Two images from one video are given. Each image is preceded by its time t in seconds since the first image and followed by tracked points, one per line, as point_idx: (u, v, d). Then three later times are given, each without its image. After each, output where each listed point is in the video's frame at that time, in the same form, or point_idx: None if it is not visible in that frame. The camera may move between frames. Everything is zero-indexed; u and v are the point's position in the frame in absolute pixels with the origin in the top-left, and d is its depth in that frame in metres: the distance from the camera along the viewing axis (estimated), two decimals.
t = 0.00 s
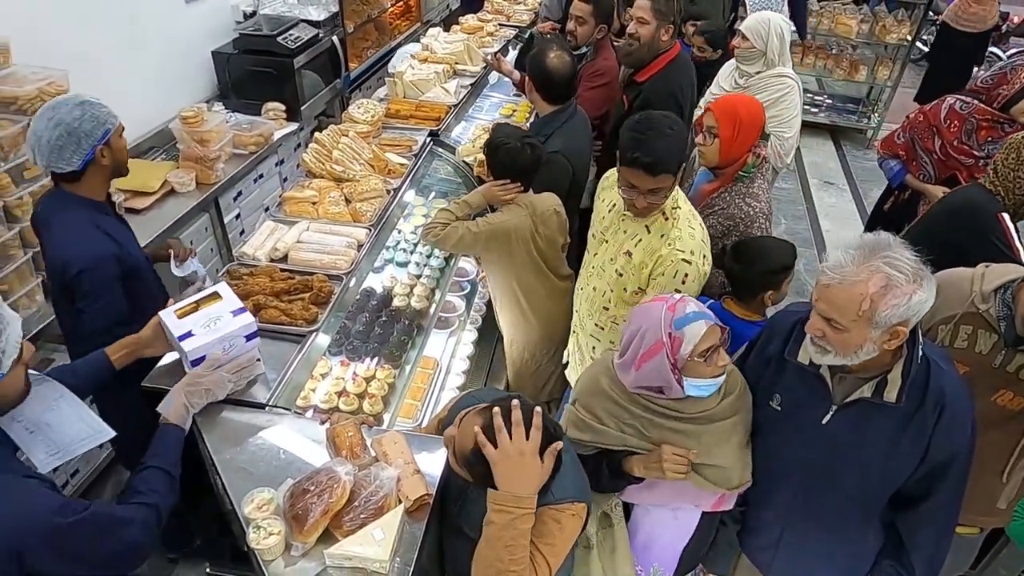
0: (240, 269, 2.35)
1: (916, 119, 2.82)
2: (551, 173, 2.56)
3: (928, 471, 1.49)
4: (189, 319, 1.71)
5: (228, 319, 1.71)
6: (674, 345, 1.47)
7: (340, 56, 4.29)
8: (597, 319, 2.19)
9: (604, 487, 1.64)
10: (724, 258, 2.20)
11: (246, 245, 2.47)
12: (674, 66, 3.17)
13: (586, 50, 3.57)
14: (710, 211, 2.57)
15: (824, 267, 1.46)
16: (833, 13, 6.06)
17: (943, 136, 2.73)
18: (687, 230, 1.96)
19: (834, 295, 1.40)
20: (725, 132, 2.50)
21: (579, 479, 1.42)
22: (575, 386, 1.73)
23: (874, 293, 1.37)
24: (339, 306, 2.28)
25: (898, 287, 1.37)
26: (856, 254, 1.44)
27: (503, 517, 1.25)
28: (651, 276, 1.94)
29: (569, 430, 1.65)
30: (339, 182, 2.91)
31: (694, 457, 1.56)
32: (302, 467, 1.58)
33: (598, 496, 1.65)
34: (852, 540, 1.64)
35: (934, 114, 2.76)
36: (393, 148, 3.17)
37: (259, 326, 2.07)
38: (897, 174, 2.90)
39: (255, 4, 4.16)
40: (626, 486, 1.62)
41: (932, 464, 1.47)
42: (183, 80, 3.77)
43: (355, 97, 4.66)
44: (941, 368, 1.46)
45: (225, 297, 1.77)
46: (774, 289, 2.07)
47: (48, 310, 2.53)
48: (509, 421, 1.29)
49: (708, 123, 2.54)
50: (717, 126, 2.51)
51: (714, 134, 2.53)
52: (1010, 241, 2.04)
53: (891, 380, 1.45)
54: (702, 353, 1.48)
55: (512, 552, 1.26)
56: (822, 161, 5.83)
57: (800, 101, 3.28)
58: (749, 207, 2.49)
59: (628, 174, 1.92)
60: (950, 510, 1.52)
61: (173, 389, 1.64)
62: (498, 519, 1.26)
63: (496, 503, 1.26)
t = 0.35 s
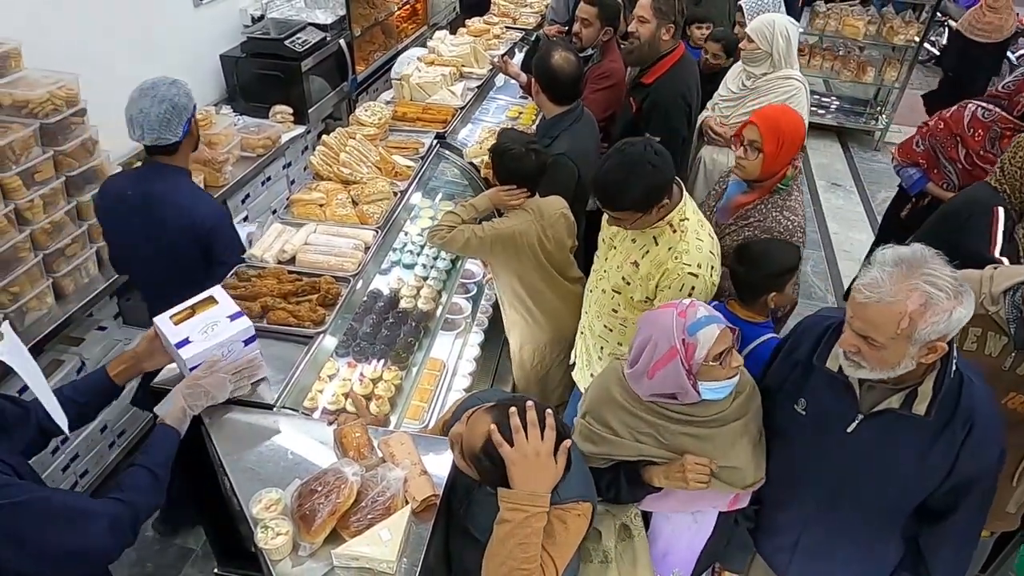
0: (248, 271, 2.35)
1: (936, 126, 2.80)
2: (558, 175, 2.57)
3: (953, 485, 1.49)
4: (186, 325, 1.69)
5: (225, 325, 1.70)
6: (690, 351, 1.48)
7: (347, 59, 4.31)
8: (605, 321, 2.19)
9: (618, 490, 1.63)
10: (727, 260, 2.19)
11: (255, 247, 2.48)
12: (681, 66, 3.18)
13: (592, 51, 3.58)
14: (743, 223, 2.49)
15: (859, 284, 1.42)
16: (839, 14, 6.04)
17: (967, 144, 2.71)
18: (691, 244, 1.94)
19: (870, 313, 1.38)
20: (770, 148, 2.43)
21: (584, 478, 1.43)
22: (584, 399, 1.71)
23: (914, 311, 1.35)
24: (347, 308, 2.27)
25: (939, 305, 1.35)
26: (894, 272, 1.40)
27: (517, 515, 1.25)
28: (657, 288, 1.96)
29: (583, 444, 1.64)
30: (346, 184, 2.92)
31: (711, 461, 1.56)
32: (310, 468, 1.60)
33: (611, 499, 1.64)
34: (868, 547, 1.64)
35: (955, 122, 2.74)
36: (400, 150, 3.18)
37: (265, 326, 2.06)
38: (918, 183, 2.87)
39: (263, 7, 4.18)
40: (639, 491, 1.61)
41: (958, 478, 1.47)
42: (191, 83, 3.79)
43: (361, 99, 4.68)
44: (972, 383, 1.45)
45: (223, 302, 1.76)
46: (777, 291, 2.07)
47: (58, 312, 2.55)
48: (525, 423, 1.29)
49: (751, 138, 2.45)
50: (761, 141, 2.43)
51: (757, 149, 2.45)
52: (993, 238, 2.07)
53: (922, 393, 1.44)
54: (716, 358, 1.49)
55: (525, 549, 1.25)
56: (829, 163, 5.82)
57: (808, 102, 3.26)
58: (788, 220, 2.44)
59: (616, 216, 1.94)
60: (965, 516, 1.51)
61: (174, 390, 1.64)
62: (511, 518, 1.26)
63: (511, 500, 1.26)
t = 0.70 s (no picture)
0: (263, 271, 2.36)
1: (967, 145, 2.58)
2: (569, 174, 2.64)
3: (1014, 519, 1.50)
4: (145, 367, 1.33)
5: (192, 363, 1.34)
6: (720, 365, 1.48)
7: (360, 60, 4.33)
8: (621, 327, 2.20)
9: (648, 500, 1.63)
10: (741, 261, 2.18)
11: (270, 248, 2.49)
12: (695, 68, 3.16)
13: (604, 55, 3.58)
14: (782, 231, 2.41)
15: (924, 311, 1.40)
16: (852, 18, 6.01)
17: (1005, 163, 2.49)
18: (705, 252, 1.92)
19: (932, 343, 1.37)
20: (817, 158, 2.40)
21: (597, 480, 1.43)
22: (605, 410, 1.72)
23: (979, 345, 1.33)
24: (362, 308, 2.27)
25: (1009, 343, 1.31)
26: (961, 300, 1.38)
27: (532, 518, 1.25)
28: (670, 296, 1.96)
29: (607, 458, 1.64)
30: (360, 185, 2.93)
31: (740, 469, 1.58)
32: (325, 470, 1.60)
33: (642, 510, 1.64)
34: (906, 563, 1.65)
35: (989, 140, 2.52)
36: (413, 152, 3.18)
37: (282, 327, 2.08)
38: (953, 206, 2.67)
39: (276, 8, 4.20)
40: (669, 501, 1.62)
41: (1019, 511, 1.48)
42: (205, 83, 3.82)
43: (373, 101, 4.70)
44: None
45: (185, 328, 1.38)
46: (790, 294, 2.06)
47: (73, 311, 2.58)
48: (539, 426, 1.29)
49: (798, 148, 2.41)
50: (809, 151, 2.40)
51: (805, 160, 2.40)
52: (1014, 235, 2.05)
53: (989, 423, 1.41)
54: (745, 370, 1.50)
55: (539, 552, 1.26)
56: (842, 167, 5.79)
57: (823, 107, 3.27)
58: (826, 227, 2.38)
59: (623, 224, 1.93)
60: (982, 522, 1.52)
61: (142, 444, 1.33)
62: (525, 522, 1.26)
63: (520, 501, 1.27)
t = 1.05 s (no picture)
0: (279, 273, 2.39)
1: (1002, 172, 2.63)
2: (584, 182, 2.65)
3: None
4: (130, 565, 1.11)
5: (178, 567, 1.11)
6: (755, 377, 1.50)
7: (373, 64, 4.36)
8: (629, 333, 2.21)
9: (678, 517, 1.66)
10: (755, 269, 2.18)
11: (286, 250, 2.51)
12: (708, 75, 3.16)
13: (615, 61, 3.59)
14: (803, 244, 2.41)
15: (986, 337, 1.44)
16: (863, 25, 6.01)
17: None
18: (711, 250, 1.90)
19: (990, 372, 1.42)
20: (846, 172, 2.38)
21: (610, 486, 1.44)
22: (631, 424, 1.73)
23: None
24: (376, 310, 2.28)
25: None
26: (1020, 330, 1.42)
27: (535, 527, 1.29)
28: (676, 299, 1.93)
29: (636, 472, 1.66)
30: (374, 189, 2.95)
31: (769, 482, 1.59)
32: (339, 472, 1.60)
33: (671, 527, 1.68)
34: None
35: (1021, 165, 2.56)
36: (427, 156, 3.21)
37: (298, 329, 2.10)
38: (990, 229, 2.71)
39: (291, 11, 4.24)
40: (700, 518, 1.64)
41: None
42: (220, 85, 3.85)
43: (384, 104, 4.73)
44: None
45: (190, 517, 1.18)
46: (804, 302, 2.07)
47: (89, 311, 2.61)
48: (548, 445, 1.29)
49: (826, 162, 2.38)
50: (838, 166, 2.37)
51: (834, 174, 2.38)
52: None
53: None
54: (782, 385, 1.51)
55: (544, 559, 1.28)
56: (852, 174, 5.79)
57: (837, 116, 3.27)
58: (850, 238, 2.38)
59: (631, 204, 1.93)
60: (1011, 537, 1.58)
61: None
62: (529, 529, 1.29)
63: (529, 513, 1.30)
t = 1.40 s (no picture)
0: (299, 267, 2.40)
1: None
2: (603, 183, 2.61)
3: None
4: None
5: None
6: (788, 388, 1.50)
7: (390, 61, 4.37)
8: (626, 339, 2.21)
9: (707, 531, 1.66)
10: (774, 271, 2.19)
11: (305, 245, 2.52)
12: (726, 76, 3.15)
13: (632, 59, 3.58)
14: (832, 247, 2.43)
15: None
16: (883, 26, 5.95)
17: None
18: (705, 252, 1.89)
19: None
20: (878, 173, 2.37)
21: (628, 482, 1.45)
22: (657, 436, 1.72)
23: None
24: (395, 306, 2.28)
25: None
26: None
27: (541, 514, 1.28)
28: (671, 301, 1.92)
29: (664, 486, 1.64)
30: (393, 185, 2.97)
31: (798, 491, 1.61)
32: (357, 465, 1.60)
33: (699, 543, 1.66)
34: None
35: None
36: (445, 153, 3.22)
37: (317, 323, 2.11)
38: None
39: (310, 9, 4.26)
40: (730, 535, 1.65)
41: None
42: (239, 80, 3.87)
43: (401, 102, 4.75)
44: None
45: None
46: (823, 304, 2.05)
47: (110, 303, 2.63)
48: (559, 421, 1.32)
49: (859, 166, 2.35)
50: (870, 169, 2.35)
51: (865, 178, 2.36)
52: None
53: None
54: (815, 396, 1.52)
55: (553, 547, 1.27)
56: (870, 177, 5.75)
57: (862, 119, 3.24)
58: (878, 242, 2.40)
59: (633, 202, 1.90)
60: None
61: None
62: (537, 517, 1.29)
63: (537, 499, 1.30)
